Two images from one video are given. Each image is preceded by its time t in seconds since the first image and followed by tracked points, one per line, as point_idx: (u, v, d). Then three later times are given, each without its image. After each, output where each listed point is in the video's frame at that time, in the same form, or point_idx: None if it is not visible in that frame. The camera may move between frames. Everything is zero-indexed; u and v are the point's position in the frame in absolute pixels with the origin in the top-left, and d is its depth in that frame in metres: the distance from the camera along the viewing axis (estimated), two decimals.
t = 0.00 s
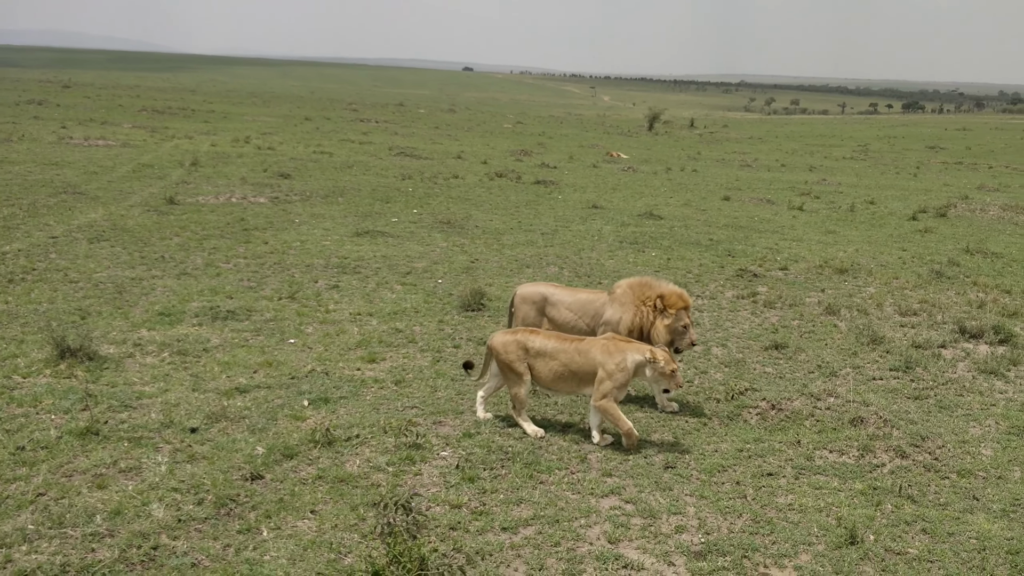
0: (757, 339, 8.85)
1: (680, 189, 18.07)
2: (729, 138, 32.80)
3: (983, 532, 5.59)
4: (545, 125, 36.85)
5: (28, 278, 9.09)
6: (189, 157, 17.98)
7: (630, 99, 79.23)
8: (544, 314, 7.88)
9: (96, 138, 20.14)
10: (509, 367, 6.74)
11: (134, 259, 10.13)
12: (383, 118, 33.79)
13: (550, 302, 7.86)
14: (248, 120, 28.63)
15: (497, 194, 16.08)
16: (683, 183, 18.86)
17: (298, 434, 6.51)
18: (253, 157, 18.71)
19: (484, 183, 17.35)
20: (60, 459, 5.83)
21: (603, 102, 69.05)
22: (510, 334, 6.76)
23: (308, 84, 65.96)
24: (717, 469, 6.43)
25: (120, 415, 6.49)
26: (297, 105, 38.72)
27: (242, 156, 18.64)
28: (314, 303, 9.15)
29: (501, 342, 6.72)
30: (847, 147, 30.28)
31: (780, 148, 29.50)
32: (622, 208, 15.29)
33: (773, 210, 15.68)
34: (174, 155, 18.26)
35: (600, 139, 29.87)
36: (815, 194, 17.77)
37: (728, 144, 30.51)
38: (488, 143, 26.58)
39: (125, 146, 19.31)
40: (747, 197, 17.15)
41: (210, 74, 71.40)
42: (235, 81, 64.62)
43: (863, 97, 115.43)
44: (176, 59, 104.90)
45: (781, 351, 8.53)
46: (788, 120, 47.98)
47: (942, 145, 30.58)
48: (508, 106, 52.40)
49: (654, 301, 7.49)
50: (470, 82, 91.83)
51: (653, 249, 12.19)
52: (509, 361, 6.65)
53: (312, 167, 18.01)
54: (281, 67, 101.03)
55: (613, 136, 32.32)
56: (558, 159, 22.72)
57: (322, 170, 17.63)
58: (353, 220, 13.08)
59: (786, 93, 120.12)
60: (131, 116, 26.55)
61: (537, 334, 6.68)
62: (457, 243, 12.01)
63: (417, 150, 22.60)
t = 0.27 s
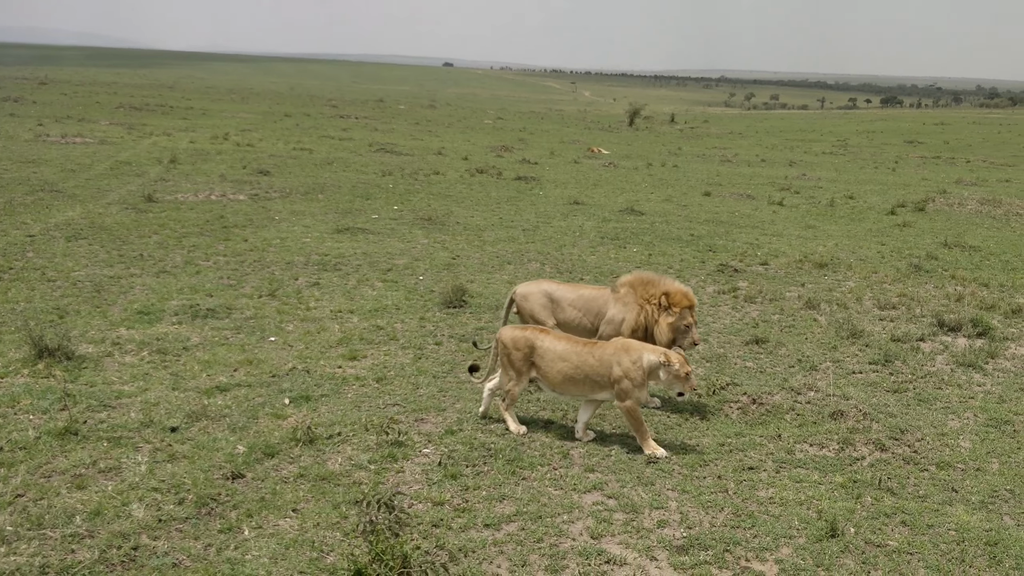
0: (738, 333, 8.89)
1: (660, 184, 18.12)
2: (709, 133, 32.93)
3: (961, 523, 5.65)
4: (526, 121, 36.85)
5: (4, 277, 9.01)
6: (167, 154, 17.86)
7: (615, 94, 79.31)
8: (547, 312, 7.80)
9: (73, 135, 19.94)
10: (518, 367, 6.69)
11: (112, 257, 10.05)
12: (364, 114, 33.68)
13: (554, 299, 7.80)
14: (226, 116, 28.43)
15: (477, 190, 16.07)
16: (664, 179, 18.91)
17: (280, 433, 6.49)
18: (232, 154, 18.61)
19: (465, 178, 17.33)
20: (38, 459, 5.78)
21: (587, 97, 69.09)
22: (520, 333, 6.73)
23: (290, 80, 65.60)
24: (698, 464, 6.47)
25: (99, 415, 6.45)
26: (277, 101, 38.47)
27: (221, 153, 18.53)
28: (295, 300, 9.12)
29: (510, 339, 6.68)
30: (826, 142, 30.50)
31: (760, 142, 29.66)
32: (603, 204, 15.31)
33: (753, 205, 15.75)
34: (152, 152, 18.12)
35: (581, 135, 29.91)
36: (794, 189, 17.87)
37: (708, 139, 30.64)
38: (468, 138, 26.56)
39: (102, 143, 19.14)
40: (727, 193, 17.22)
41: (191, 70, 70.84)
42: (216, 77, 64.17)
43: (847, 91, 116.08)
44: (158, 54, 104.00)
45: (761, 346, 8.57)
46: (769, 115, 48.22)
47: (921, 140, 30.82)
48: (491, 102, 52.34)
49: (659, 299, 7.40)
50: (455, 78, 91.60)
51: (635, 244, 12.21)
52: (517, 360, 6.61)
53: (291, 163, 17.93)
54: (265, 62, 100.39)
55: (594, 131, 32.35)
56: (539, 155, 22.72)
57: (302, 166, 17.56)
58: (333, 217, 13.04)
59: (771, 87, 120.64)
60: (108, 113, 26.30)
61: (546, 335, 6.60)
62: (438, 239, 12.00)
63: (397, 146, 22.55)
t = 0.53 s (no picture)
0: (725, 330, 8.90)
1: (647, 181, 18.14)
2: (696, 130, 32.99)
3: (947, 518, 5.68)
4: (514, 118, 36.82)
5: None
6: (152, 153, 17.77)
7: (605, 91, 79.35)
8: (549, 315, 7.64)
9: (57, 134, 19.80)
10: (529, 369, 6.63)
11: (97, 257, 10.00)
12: (350, 112, 33.57)
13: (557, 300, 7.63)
14: (212, 114, 28.30)
15: (465, 188, 16.05)
16: (651, 176, 18.93)
17: (267, 433, 6.48)
18: (217, 153, 18.54)
19: (452, 176, 17.30)
20: (23, 461, 5.75)
21: (577, 94, 69.09)
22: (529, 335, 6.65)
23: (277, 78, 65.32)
24: (685, 461, 6.50)
25: (85, 416, 6.41)
26: (263, 99, 38.33)
27: (206, 152, 18.45)
28: (281, 299, 9.09)
29: (520, 342, 6.60)
30: (812, 138, 30.61)
31: (746, 139, 29.74)
32: (590, 201, 15.31)
33: (740, 202, 15.78)
34: (137, 151, 18.03)
35: (568, 132, 29.91)
36: (781, 185, 17.92)
37: (694, 135, 30.70)
38: (455, 136, 26.52)
39: (87, 142, 19.02)
40: (714, 189, 17.26)
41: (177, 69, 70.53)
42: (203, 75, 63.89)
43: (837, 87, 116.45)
44: (146, 52, 103.42)
45: (747, 342, 8.60)
46: (757, 111, 48.33)
47: (907, 136, 30.97)
48: (479, 99, 52.27)
49: (670, 300, 7.40)
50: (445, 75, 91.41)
51: (622, 242, 12.22)
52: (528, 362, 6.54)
53: (277, 162, 17.86)
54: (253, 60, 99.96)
55: (581, 128, 32.34)
56: (526, 152, 22.72)
57: (288, 165, 17.50)
58: (319, 215, 13.00)
59: (761, 83, 120.98)
60: (92, 112, 26.12)
61: (557, 335, 6.55)
62: (425, 237, 11.98)
63: (384, 144, 22.50)
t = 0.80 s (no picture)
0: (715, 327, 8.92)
1: (638, 179, 18.16)
2: (686, 127, 33.04)
3: (937, 513, 5.70)
4: (504, 116, 36.84)
5: None
6: (141, 152, 17.70)
7: (596, 89, 79.43)
8: (555, 315, 7.53)
9: (45, 133, 19.70)
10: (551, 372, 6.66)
11: (86, 256, 9.96)
12: (340, 110, 33.51)
13: (562, 302, 7.51)
14: (200, 114, 28.21)
15: (455, 186, 16.04)
16: (641, 173, 18.95)
17: (257, 432, 6.47)
18: (207, 151, 18.48)
19: (443, 174, 17.29)
20: (12, 462, 5.72)
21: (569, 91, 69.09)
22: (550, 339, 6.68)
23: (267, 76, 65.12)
24: (677, 458, 6.52)
25: (74, 416, 6.39)
26: (252, 98, 38.23)
27: (196, 151, 18.39)
28: (272, 298, 9.07)
29: (541, 347, 6.62)
30: (801, 135, 30.71)
31: (736, 136, 29.80)
32: (580, 199, 15.32)
33: (730, 199, 15.81)
34: (125, 150, 17.95)
35: (558, 130, 29.92)
36: (770, 182, 17.96)
37: (684, 133, 30.76)
38: (446, 134, 26.51)
39: (75, 141, 18.94)
40: (703, 186, 17.28)
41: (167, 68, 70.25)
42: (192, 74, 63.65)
43: (829, 84, 116.72)
44: (136, 51, 102.96)
45: (738, 339, 8.62)
46: (747, 109, 48.44)
47: (895, 132, 31.07)
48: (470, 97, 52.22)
49: (684, 303, 7.22)
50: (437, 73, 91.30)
51: (613, 239, 12.23)
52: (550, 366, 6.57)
53: (267, 160, 17.82)
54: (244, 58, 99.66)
55: (571, 126, 32.36)
56: (516, 150, 22.72)
57: (278, 163, 17.46)
58: (309, 214, 12.97)
59: (753, 80, 121.19)
60: (80, 111, 25.99)
61: (579, 339, 6.58)
62: (416, 235, 11.97)
63: (373, 142, 22.47)
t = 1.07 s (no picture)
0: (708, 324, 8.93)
1: (629, 176, 18.18)
2: (677, 125, 33.11)
3: (929, 509, 5.72)
4: (496, 115, 36.83)
5: None
6: (131, 152, 17.64)
7: (589, 88, 79.46)
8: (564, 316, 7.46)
9: (35, 133, 19.60)
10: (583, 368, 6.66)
11: (77, 257, 9.92)
12: (332, 109, 33.45)
13: (571, 303, 7.43)
14: (191, 113, 28.12)
15: (447, 184, 16.03)
16: (633, 171, 18.98)
17: (250, 432, 6.45)
18: (197, 151, 18.43)
19: (435, 173, 17.28)
20: (3, 464, 5.69)
21: (561, 90, 69.11)
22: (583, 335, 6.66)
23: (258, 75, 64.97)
24: (670, 456, 6.53)
25: (65, 417, 6.36)
26: (242, 97, 38.17)
27: (186, 150, 18.33)
28: (263, 298, 9.05)
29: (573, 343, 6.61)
30: (792, 132, 30.80)
31: (727, 134, 29.88)
32: (572, 197, 15.34)
33: (722, 197, 15.84)
34: (116, 150, 17.88)
35: (550, 128, 29.93)
36: (762, 179, 18.01)
37: (676, 131, 30.81)
38: (438, 133, 26.50)
39: (64, 141, 18.85)
40: (695, 184, 17.32)
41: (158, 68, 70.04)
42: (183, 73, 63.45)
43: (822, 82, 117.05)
44: (127, 51, 102.60)
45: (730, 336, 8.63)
46: (739, 106, 48.53)
47: (886, 129, 31.20)
48: (463, 95, 52.19)
49: (699, 307, 7.21)
50: (430, 72, 91.15)
51: (605, 237, 12.23)
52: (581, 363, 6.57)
53: (258, 159, 17.78)
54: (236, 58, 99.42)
55: (563, 124, 32.37)
56: (508, 148, 22.72)
57: (269, 162, 17.42)
58: (301, 213, 12.95)
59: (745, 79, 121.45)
60: (69, 111, 25.86)
61: (612, 338, 6.54)
62: (408, 234, 11.96)
63: (365, 141, 22.43)
